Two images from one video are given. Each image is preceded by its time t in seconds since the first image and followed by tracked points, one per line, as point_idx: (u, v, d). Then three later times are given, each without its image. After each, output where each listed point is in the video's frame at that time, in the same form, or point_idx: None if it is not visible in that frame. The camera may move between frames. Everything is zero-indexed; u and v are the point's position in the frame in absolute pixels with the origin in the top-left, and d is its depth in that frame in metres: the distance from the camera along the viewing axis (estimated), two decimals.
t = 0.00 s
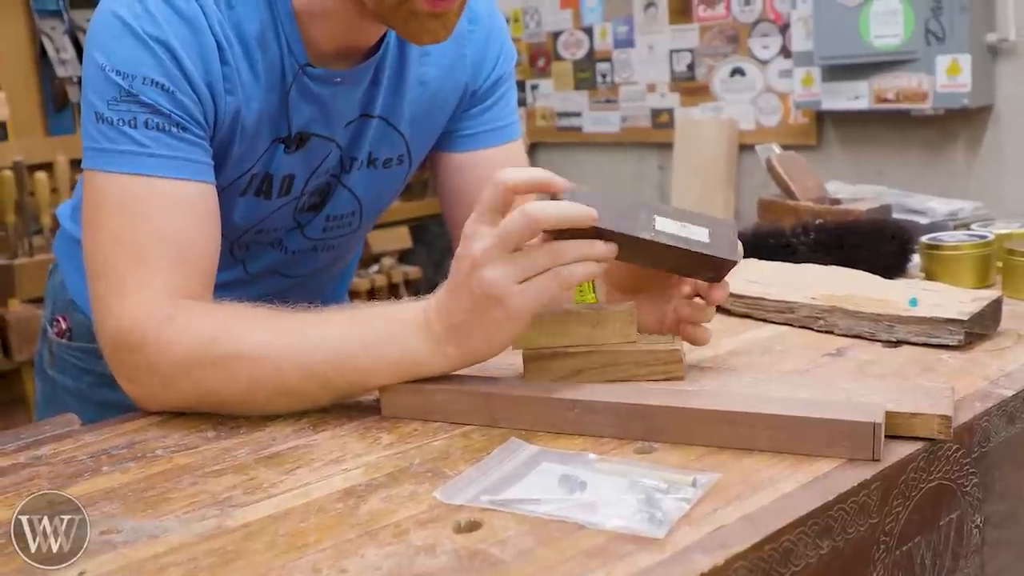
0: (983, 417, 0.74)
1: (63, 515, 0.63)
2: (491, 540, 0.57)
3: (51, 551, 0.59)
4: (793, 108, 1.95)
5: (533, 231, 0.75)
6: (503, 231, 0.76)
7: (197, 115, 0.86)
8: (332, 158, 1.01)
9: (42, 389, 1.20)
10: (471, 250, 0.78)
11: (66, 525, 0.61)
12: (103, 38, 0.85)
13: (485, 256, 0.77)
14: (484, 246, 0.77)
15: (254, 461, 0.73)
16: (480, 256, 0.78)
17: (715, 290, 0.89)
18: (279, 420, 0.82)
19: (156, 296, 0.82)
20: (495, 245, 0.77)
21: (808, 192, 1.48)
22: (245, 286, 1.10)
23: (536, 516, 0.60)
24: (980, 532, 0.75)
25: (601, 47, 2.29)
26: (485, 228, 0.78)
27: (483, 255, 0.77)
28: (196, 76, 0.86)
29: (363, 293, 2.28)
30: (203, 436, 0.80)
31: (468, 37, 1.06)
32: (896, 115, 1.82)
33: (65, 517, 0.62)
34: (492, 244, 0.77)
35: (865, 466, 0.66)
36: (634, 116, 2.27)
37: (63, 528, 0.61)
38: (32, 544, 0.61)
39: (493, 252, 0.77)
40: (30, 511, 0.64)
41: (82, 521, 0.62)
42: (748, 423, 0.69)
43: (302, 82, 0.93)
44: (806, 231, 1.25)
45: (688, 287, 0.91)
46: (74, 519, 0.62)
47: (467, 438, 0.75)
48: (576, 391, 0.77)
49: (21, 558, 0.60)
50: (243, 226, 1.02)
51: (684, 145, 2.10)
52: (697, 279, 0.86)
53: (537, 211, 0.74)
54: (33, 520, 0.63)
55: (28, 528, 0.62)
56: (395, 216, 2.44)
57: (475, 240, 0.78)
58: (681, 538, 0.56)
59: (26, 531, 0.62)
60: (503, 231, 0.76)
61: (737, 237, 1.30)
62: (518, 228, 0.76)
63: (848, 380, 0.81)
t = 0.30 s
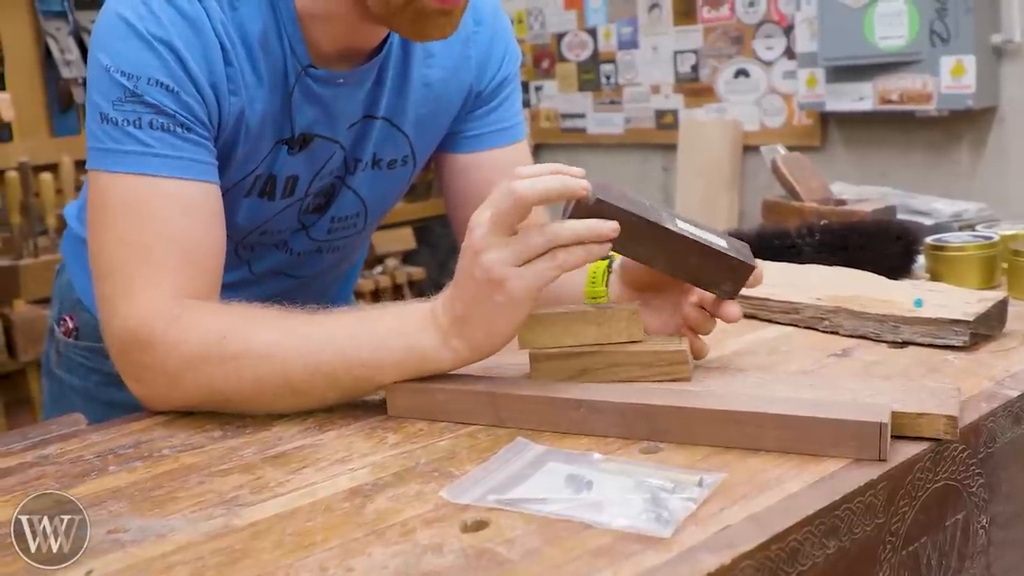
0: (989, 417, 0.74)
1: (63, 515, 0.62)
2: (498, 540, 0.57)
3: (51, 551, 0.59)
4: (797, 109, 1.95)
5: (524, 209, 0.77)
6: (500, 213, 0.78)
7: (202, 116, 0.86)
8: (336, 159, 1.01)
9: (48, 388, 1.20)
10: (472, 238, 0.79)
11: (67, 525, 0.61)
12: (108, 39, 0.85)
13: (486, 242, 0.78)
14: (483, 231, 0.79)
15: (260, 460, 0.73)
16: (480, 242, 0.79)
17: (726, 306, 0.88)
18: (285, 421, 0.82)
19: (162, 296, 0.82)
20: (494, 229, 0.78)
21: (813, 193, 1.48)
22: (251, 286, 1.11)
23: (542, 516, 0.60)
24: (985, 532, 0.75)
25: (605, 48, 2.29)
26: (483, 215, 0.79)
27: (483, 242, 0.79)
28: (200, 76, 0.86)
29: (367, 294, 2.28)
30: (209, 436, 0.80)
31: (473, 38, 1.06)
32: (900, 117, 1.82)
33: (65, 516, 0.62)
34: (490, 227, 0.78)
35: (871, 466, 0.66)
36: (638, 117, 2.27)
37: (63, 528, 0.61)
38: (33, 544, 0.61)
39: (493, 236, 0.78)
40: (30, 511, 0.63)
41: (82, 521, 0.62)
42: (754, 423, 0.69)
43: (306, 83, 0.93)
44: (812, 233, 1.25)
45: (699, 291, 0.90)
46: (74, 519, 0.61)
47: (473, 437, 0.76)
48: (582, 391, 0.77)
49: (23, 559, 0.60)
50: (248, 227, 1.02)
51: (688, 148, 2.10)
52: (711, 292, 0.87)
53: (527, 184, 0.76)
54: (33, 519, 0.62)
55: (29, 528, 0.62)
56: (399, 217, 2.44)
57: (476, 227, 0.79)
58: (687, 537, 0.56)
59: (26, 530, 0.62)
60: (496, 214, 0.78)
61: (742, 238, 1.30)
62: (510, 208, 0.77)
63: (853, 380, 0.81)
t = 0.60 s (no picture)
0: (996, 413, 0.74)
1: (63, 515, 0.61)
2: (507, 532, 0.57)
3: (52, 552, 0.58)
4: (804, 107, 1.95)
5: (532, 200, 0.78)
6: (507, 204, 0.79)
7: (208, 111, 0.87)
8: (343, 155, 1.01)
9: (56, 383, 1.21)
10: (479, 230, 0.80)
11: (68, 525, 0.60)
12: (115, 34, 0.86)
13: (492, 234, 0.79)
14: (490, 223, 0.79)
15: (269, 453, 0.73)
16: (486, 234, 0.79)
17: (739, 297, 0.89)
18: (294, 415, 0.82)
19: (171, 291, 0.83)
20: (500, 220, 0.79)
21: (819, 190, 1.48)
22: (259, 281, 1.11)
23: (551, 508, 0.60)
24: (993, 527, 0.75)
25: (611, 46, 2.29)
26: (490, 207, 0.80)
27: (489, 234, 0.79)
28: (207, 71, 0.86)
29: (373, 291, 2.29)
30: (218, 429, 0.80)
31: (479, 34, 1.07)
32: (907, 114, 1.81)
33: (65, 517, 0.61)
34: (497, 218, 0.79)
35: (879, 460, 0.66)
36: (645, 114, 2.27)
37: (64, 529, 0.60)
38: (33, 544, 0.60)
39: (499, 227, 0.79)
40: (30, 510, 0.62)
41: (82, 522, 0.60)
42: (761, 417, 0.70)
43: (312, 78, 0.94)
44: (819, 229, 1.26)
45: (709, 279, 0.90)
46: (74, 520, 0.60)
47: (481, 431, 0.76)
48: (590, 385, 0.77)
49: (22, 558, 0.59)
50: (255, 223, 1.02)
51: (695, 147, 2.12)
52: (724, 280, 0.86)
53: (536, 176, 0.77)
54: (33, 519, 0.61)
55: (28, 527, 0.61)
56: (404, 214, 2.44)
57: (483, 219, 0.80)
58: (696, 530, 0.56)
59: (26, 530, 0.61)
60: (501, 209, 0.79)
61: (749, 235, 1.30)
62: (517, 202, 0.78)
63: (861, 375, 0.81)
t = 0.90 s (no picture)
0: (1007, 401, 0.74)
1: (62, 515, 0.60)
2: (518, 518, 0.57)
3: (53, 550, 0.57)
4: (813, 98, 1.95)
5: (543, 195, 0.78)
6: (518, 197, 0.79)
7: (218, 100, 0.87)
8: (352, 144, 1.01)
9: (66, 372, 1.21)
10: (488, 224, 0.80)
11: (67, 524, 0.59)
12: (125, 23, 0.86)
13: (500, 228, 0.80)
14: (500, 216, 0.80)
15: (280, 441, 0.74)
16: (494, 228, 0.80)
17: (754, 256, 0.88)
18: (304, 403, 0.83)
19: (181, 280, 0.83)
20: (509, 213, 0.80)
21: (829, 180, 1.48)
22: (268, 271, 1.12)
23: (562, 495, 0.60)
24: (1003, 516, 0.75)
25: (620, 36, 2.29)
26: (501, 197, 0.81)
27: (496, 229, 0.80)
28: (216, 60, 0.86)
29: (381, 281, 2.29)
30: (228, 417, 0.80)
31: (488, 23, 1.06)
32: (917, 104, 1.81)
33: (65, 517, 0.60)
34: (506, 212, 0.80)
35: (890, 448, 0.66)
36: (653, 105, 2.26)
37: (64, 528, 0.59)
38: (32, 544, 0.58)
39: (507, 221, 0.80)
40: (28, 511, 0.61)
41: (82, 521, 0.60)
42: (772, 405, 0.70)
43: (320, 68, 0.94)
44: (828, 219, 1.26)
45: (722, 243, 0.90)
46: (74, 519, 0.60)
47: (492, 419, 0.76)
48: (601, 373, 0.77)
49: (20, 556, 0.58)
50: (264, 212, 1.03)
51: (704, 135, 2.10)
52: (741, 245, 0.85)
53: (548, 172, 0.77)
54: (32, 518, 0.60)
55: (26, 527, 0.60)
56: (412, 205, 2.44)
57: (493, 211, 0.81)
58: (707, 517, 0.56)
59: (24, 531, 0.60)
60: (512, 202, 0.80)
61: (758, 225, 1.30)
62: (527, 196, 0.79)
63: (872, 364, 0.81)
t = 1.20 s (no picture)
0: (1014, 390, 0.74)
1: (62, 515, 0.59)
2: (524, 504, 0.58)
3: (52, 551, 0.56)
4: (821, 88, 1.94)
5: (560, 198, 0.77)
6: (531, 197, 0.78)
7: (224, 88, 0.87)
8: (358, 133, 1.02)
9: (73, 359, 1.22)
10: (496, 219, 0.79)
11: (68, 524, 0.58)
12: (132, 11, 0.86)
13: (510, 224, 0.78)
14: (510, 213, 0.79)
15: (288, 427, 0.74)
16: (504, 224, 0.79)
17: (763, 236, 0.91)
18: (311, 389, 0.83)
19: (188, 267, 0.83)
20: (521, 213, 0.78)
21: (837, 170, 1.47)
22: (275, 259, 1.12)
23: (569, 481, 0.61)
24: (1008, 505, 0.75)
25: (627, 26, 2.28)
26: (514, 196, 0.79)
27: (506, 225, 0.78)
28: (223, 48, 0.86)
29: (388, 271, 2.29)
30: (236, 403, 0.81)
31: (495, 12, 1.06)
32: (925, 95, 1.80)
33: (65, 517, 0.58)
34: (518, 211, 0.78)
35: (896, 436, 0.66)
36: (660, 95, 2.26)
37: (64, 528, 0.58)
38: (32, 544, 0.57)
39: (519, 219, 0.78)
40: (26, 511, 0.60)
41: (83, 521, 0.58)
42: (779, 393, 0.70)
43: (327, 56, 0.94)
44: (836, 209, 1.25)
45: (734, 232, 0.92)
46: (74, 519, 0.58)
47: (499, 406, 0.76)
48: (608, 361, 0.77)
49: (19, 557, 0.56)
50: (271, 201, 1.03)
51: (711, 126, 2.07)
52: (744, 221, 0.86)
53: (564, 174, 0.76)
54: (31, 518, 0.59)
55: (25, 527, 0.58)
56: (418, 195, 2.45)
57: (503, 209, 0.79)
58: (713, 503, 0.57)
59: (24, 531, 0.58)
60: (525, 202, 0.78)
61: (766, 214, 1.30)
62: (543, 197, 0.77)
63: (878, 353, 0.81)
